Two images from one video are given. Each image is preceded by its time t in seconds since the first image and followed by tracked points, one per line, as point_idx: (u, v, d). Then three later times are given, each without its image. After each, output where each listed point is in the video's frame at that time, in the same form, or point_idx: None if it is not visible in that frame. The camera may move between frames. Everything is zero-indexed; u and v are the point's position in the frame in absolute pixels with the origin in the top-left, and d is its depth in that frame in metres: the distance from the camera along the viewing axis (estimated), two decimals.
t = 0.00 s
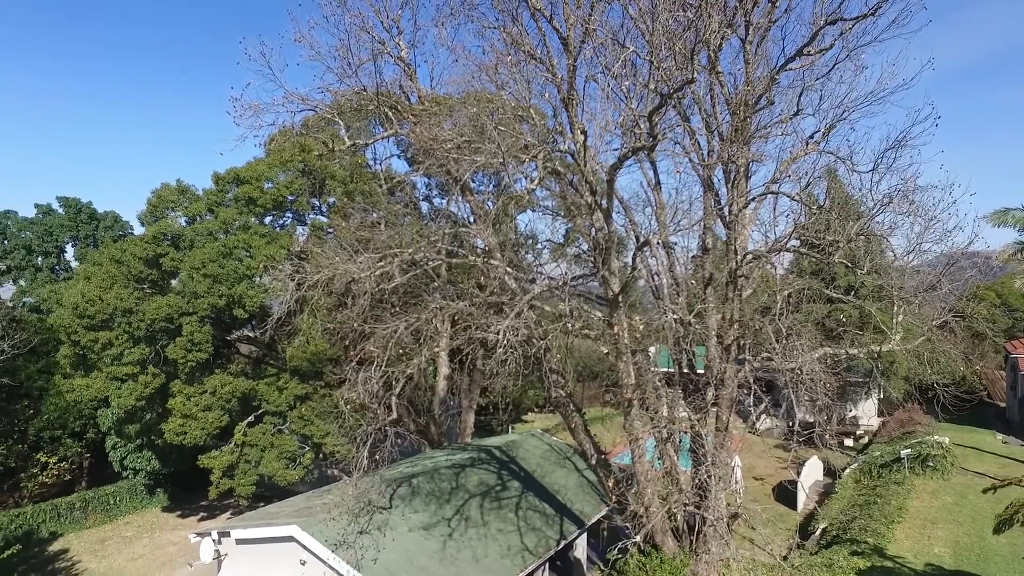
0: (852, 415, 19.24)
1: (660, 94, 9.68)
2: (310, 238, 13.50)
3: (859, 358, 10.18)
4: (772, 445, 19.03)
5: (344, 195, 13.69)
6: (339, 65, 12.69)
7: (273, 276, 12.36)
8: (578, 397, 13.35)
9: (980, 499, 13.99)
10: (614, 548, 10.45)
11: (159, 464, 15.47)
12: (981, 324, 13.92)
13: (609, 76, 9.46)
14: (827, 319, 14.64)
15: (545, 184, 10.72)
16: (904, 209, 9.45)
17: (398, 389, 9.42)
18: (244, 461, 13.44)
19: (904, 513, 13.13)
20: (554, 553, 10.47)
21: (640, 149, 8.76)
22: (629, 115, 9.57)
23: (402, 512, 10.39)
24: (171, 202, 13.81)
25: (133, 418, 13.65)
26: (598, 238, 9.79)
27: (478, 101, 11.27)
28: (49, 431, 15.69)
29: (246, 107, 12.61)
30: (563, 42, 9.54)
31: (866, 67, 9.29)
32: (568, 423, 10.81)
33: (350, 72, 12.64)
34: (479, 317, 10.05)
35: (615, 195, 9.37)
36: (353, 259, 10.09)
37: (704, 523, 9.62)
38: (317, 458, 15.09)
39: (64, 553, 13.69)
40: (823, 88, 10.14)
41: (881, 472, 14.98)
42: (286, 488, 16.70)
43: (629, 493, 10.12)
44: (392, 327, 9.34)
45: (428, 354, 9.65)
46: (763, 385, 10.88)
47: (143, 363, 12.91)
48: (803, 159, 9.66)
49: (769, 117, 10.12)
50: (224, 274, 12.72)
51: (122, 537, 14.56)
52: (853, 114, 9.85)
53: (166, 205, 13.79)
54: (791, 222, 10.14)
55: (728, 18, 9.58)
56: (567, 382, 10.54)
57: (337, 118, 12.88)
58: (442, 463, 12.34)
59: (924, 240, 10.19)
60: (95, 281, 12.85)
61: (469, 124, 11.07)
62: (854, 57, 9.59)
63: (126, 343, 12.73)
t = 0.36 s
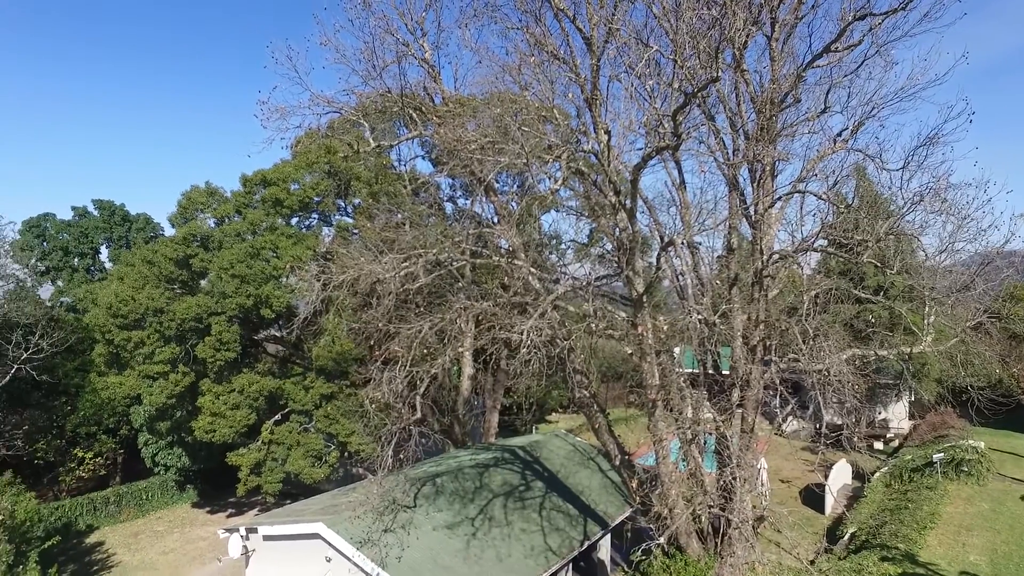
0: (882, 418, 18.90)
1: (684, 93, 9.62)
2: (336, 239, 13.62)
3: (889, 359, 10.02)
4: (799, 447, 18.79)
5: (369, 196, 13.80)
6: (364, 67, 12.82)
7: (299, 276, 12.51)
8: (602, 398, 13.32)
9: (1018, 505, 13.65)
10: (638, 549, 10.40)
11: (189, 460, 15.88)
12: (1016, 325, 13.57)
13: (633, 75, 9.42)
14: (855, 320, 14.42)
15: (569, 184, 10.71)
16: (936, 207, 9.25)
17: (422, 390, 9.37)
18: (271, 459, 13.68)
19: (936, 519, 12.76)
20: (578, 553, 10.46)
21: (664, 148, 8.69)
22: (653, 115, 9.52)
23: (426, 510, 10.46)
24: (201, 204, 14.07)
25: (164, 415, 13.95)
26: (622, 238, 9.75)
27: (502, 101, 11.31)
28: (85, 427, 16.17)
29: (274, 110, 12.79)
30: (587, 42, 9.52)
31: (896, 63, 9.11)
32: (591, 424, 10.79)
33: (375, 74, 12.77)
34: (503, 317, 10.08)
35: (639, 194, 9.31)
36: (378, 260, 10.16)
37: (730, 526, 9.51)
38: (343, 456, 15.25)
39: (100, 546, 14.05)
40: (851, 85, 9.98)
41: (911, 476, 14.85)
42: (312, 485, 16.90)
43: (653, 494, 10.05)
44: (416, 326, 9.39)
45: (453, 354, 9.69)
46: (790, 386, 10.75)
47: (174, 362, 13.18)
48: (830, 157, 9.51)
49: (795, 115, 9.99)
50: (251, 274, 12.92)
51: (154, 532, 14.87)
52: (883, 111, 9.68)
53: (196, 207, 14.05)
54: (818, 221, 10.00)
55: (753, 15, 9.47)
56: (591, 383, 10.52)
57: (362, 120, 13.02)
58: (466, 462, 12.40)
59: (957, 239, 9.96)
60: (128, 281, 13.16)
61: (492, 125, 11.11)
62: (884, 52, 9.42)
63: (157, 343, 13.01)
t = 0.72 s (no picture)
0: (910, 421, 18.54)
1: (706, 92, 9.54)
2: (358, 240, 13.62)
3: (917, 361, 9.82)
4: (825, 450, 18.52)
5: (391, 197, 13.72)
6: (386, 69, 12.92)
7: (322, 277, 12.61)
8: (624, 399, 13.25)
9: None
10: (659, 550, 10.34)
11: (214, 459, 16.05)
12: None
13: (654, 74, 9.36)
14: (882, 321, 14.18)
15: (591, 184, 10.69)
16: (966, 205, 9.04)
17: (444, 390, 9.41)
18: (295, 458, 13.84)
19: (966, 525, 12.27)
20: (599, 554, 10.42)
21: (686, 148, 8.61)
22: (675, 114, 9.46)
23: (447, 510, 10.51)
24: (226, 205, 14.30)
25: (190, 413, 14.18)
26: (644, 238, 9.69)
27: (523, 101, 11.32)
28: (115, 424, 16.56)
29: (297, 112, 12.95)
30: (608, 42, 9.48)
31: (924, 58, 8.91)
32: (613, 425, 10.74)
33: (397, 76, 12.85)
34: (525, 317, 10.08)
35: (661, 194, 9.24)
36: (400, 260, 10.20)
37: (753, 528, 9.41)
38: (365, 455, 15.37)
39: (129, 540, 14.33)
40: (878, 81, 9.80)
41: (942, 480, 14.49)
42: (335, 484, 17.06)
43: (676, 495, 9.98)
44: (437, 327, 9.42)
45: (474, 354, 9.70)
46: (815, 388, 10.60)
47: (200, 361, 13.41)
48: (856, 155, 9.36)
49: (820, 113, 9.86)
50: (275, 274, 13.06)
51: (181, 528, 15.13)
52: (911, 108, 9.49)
53: (221, 208, 14.30)
54: (844, 220, 9.84)
55: (777, 13, 9.35)
56: (612, 383, 10.47)
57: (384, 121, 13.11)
58: (488, 462, 12.43)
59: (989, 237, 9.72)
60: (156, 282, 13.43)
61: (514, 125, 11.11)
62: (912, 48, 9.23)
63: (184, 342, 13.24)
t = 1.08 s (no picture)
0: (941, 424, 18.16)
1: (730, 91, 9.43)
2: (381, 240, 13.73)
3: (949, 363, 9.60)
4: (851, 453, 18.24)
5: (413, 197, 13.68)
6: (408, 70, 13.00)
7: (345, 277, 12.69)
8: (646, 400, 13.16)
9: None
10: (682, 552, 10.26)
11: (240, 456, 16.27)
12: None
13: (677, 73, 9.27)
14: (911, 322, 13.92)
15: (613, 184, 10.63)
16: (999, 203, 8.80)
17: (466, 390, 9.41)
18: (318, 456, 13.99)
19: (1001, 532, 12.00)
20: (621, 556, 10.36)
21: (710, 147, 8.51)
22: (697, 113, 9.36)
23: (469, 510, 10.53)
24: (250, 207, 14.49)
25: (216, 411, 14.40)
26: (667, 238, 9.61)
27: (545, 101, 11.30)
28: (144, 422, 16.89)
29: (321, 114, 13.09)
30: (630, 41, 9.42)
31: (955, 53, 8.69)
32: (635, 426, 10.68)
33: (419, 77, 12.93)
34: (547, 317, 10.06)
35: (683, 194, 9.14)
36: (422, 261, 10.22)
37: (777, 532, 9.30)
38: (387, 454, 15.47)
39: (158, 535, 14.60)
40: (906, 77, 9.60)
41: (974, 485, 14.15)
42: (358, 482, 17.21)
43: (699, 497, 9.89)
44: (459, 327, 9.44)
45: (496, 355, 9.68)
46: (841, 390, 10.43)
47: (226, 360, 13.61)
48: (884, 153, 9.18)
49: (846, 111, 9.70)
50: (299, 275, 13.20)
51: (207, 524, 15.36)
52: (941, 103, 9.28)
53: (246, 210, 14.51)
54: (871, 219, 9.66)
55: (802, 9, 9.19)
56: (634, 384, 10.41)
57: (406, 122, 13.19)
58: (509, 462, 12.43)
59: None
60: (183, 282, 13.67)
61: (535, 125, 11.09)
62: (942, 42, 9.03)
63: (210, 341, 13.46)
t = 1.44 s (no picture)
0: (978, 429, 17.68)
1: (758, 88, 9.28)
2: (407, 241, 13.79)
3: (986, 365, 9.34)
4: (884, 457, 17.86)
5: (438, 198, 13.74)
6: (434, 72, 13.05)
7: (372, 277, 12.78)
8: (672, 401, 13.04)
9: None
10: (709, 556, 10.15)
11: (269, 454, 16.56)
12: None
13: (703, 71, 9.15)
14: (947, 324, 13.59)
15: (639, 183, 10.56)
16: None
17: (492, 390, 9.40)
18: (345, 455, 14.15)
19: None
20: (647, 558, 10.26)
21: (738, 145, 8.39)
22: (725, 111, 9.24)
23: (495, 510, 10.54)
24: (279, 208, 14.69)
25: (245, 410, 14.63)
26: (693, 238, 9.50)
27: (570, 101, 11.24)
28: (176, 419, 17.23)
29: (348, 115, 13.21)
30: (656, 39, 9.33)
31: (994, 46, 8.44)
32: (661, 427, 10.58)
33: (444, 78, 12.98)
34: (573, 317, 10.02)
35: (711, 193, 9.02)
36: (447, 261, 10.25)
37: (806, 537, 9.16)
38: (413, 453, 15.57)
39: (190, 530, 14.88)
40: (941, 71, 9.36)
41: (1014, 492, 13.74)
42: (384, 481, 17.35)
43: (727, 500, 9.77)
44: (485, 327, 9.43)
45: (522, 355, 9.66)
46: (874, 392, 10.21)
47: (255, 359, 13.83)
48: (918, 150, 8.96)
49: (878, 107, 9.49)
50: (326, 275, 13.32)
51: (237, 520, 15.61)
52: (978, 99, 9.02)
53: (274, 211, 14.71)
54: (904, 218, 9.44)
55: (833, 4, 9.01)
56: (661, 385, 10.32)
57: (431, 123, 13.26)
58: (535, 463, 12.41)
59: None
60: (213, 282, 13.92)
61: (560, 125, 11.05)
62: (980, 36, 8.78)
63: (240, 341, 13.68)
